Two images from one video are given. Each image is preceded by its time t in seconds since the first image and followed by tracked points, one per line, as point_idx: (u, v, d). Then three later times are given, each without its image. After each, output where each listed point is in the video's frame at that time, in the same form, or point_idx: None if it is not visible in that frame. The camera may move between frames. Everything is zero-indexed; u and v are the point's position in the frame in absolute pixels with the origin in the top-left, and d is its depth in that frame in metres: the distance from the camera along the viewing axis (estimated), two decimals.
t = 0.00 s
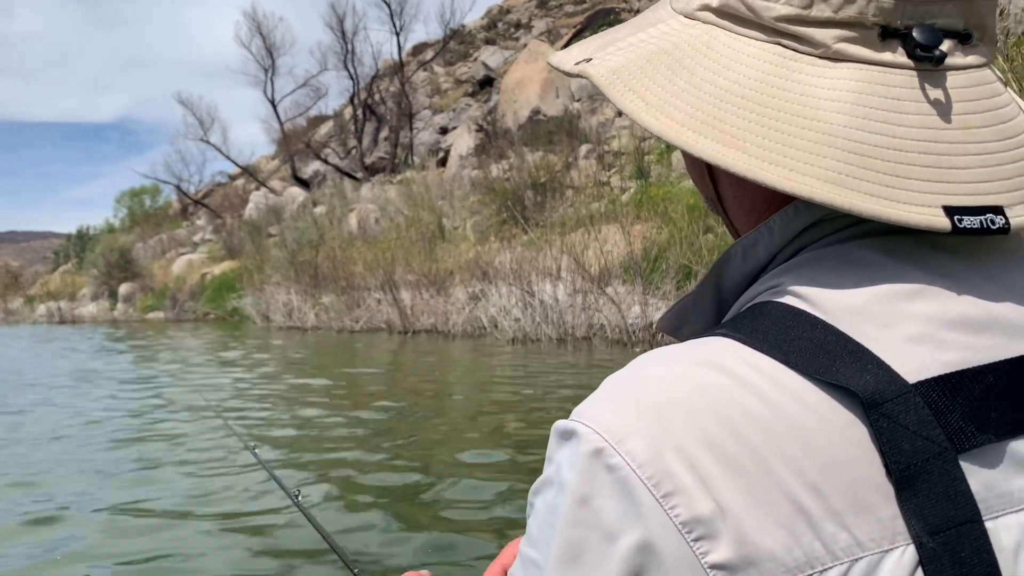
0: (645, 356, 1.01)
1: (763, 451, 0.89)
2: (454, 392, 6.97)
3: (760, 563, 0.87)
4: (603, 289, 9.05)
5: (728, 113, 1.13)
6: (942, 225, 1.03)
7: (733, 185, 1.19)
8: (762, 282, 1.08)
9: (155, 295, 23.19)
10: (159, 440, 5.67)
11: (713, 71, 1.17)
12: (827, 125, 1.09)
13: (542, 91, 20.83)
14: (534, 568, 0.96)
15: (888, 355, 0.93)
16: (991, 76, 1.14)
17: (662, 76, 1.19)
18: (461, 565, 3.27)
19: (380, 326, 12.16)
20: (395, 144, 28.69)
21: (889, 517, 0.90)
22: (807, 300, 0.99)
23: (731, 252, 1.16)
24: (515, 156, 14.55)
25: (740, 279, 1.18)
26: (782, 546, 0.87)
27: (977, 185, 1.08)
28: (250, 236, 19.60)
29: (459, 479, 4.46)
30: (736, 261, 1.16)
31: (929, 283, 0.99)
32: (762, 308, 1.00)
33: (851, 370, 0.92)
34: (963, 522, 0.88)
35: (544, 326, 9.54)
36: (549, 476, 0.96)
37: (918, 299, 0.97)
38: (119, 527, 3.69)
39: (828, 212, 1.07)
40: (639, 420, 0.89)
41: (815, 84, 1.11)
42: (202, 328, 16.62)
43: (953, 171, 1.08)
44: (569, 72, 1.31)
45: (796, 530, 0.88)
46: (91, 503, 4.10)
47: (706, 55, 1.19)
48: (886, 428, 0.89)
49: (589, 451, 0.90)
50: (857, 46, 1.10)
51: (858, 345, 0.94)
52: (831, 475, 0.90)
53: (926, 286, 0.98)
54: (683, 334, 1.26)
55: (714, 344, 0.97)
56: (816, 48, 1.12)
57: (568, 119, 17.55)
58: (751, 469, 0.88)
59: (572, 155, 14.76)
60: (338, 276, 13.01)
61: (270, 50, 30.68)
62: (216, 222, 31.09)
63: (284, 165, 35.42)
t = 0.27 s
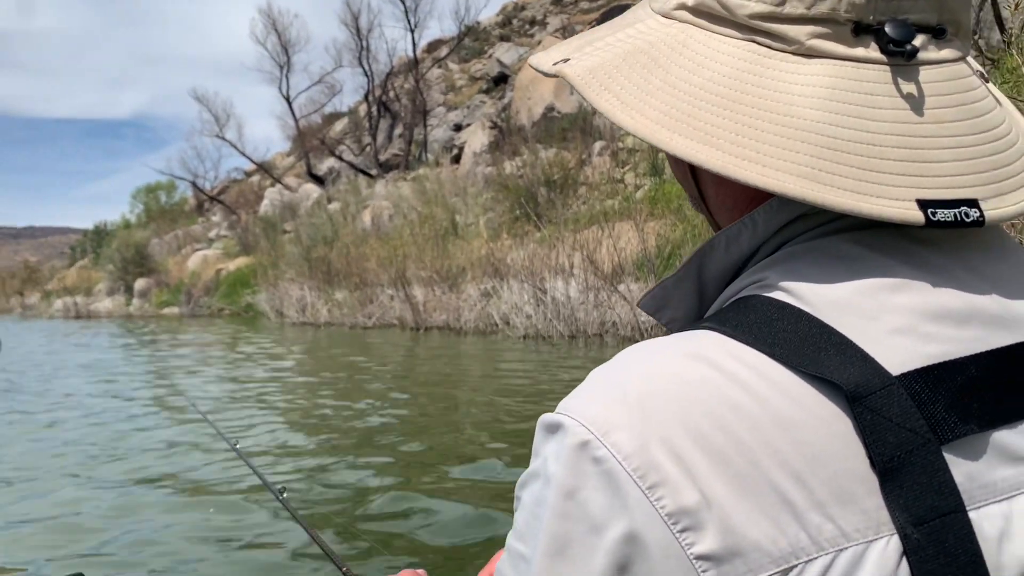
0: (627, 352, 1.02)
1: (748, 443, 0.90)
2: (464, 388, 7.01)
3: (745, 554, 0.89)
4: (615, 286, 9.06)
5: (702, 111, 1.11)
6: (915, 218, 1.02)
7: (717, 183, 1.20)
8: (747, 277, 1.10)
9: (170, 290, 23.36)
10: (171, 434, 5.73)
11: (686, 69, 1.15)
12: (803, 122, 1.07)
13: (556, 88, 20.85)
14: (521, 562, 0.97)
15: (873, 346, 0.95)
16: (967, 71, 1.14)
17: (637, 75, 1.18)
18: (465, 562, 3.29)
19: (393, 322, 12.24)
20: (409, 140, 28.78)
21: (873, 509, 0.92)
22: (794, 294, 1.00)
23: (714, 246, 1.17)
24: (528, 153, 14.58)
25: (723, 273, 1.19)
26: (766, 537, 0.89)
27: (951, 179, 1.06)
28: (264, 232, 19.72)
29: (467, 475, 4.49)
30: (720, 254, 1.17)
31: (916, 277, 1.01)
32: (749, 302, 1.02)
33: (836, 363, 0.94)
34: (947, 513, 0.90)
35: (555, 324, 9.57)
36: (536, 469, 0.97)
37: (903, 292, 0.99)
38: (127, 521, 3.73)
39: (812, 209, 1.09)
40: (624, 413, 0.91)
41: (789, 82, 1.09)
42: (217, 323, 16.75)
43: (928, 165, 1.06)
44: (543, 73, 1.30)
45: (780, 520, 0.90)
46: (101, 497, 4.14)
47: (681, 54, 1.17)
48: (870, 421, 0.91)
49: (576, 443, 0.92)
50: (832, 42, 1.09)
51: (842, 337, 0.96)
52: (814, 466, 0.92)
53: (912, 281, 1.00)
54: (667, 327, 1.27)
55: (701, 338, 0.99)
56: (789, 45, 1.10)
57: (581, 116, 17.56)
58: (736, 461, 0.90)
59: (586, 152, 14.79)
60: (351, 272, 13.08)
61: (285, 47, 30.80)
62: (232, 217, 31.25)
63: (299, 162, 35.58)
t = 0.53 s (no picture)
0: (617, 345, 1.03)
1: (741, 436, 0.91)
2: (480, 387, 7.04)
3: (738, 547, 0.90)
4: (632, 285, 9.04)
5: (674, 121, 1.12)
6: (878, 229, 1.02)
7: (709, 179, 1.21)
8: (742, 270, 1.10)
9: (189, 289, 23.53)
10: (189, 432, 5.79)
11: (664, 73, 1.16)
12: (769, 134, 1.07)
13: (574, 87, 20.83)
14: (515, 556, 0.98)
15: (868, 341, 0.96)
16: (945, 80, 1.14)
17: (615, 78, 1.18)
18: (473, 560, 3.30)
19: (409, 321, 12.30)
20: (427, 140, 28.84)
21: (865, 504, 0.93)
22: (788, 287, 1.01)
23: (710, 239, 1.17)
24: (545, 152, 14.59)
25: (718, 267, 1.19)
26: (759, 532, 0.90)
27: (915, 192, 1.06)
28: (283, 231, 19.82)
29: (482, 472, 4.51)
30: (713, 249, 1.17)
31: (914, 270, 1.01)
32: (744, 295, 1.03)
33: (829, 357, 0.95)
34: (942, 508, 0.91)
35: (571, 323, 9.58)
36: (530, 461, 0.98)
37: (902, 286, 1.00)
38: (141, 518, 3.77)
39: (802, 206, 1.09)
40: (615, 407, 0.92)
41: (761, 91, 1.10)
42: (236, 322, 16.87)
43: (893, 175, 1.06)
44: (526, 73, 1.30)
45: (773, 513, 0.91)
46: (114, 495, 4.18)
47: (661, 56, 1.17)
48: (863, 417, 0.92)
49: (570, 437, 0.93)
50: (805, 48, 1.09)
51: (836, 331, 0.97)
52: (806, 460, 0.92)
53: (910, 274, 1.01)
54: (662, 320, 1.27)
55: (694, 331, 1.00)
56: (763, 51, 1.10)
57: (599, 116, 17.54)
58: (727, 454, 0.91)
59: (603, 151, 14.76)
60: (368, 271, 13.15)
61: (304, 47, 30.93)
62: (251, 217, 31.40)
63: (317, 161, 35.74)
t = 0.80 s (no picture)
0: (611, 356, 1.04)
1: (734, 449, 0.92)
2: (496, 388, 7.05)
3: (731, 561, 0.91)
4: (649, 287, 9.01)
5: (672, 131, 1.12)
6: (891, 232, 1.03)
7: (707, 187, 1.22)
8: (738, 280, 1.11)
9: (209, 288, 23.69)
10: (207, 431, 5.84)
11: (662, 79, 1.16)
12: (772, 140, 1.08)
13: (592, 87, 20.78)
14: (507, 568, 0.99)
15: (864, 353, 0.97)
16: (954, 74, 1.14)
17: (614, 84, 1.18)
18: (480, 563, 3.29)
19: (426, 321, 12.35)
20: (445, 140, 28.87)
21: (859, 518, 0.94)
22: (785, 298, 1.02)
23: (705, 251, 1.18)
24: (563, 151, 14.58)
25: (714, 276, 1.20)
26: (753, 545, 0.91)
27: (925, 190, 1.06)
28: (302, 231, 19.91)
29: (496, 473, 4.53)
30: (710, 259, 1.18)
31: (910, 282, 1.02)
32: (739, 307, 1.03)
33: (824, 369, 0.96)
34: (938, 521, 0.93)
35: (587, 324, 9.57)
36: (523, 473, 0.99)
37: (899, 297, 1.00)
38: (154, 519, 3.80)
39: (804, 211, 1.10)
40: (610, 418, 0.93)
41: (763, 97, 1.10)
42: (255, 321, 16.98)
43: (905, 174, 1.06)
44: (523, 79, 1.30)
45: (766, 528, 0.92)
46: (129, 495, 4.22)
47: (660, 61, 1.18)
48: (860, 430, 0.93)
49: (563, 449, 0.93)
50: (808, 50, 1.09)
51: (833, 343, 0.97)
52: (799, 474, 0.93)
53: (907, 286, 1.02)
54: (658, 331, 1.28)
55: (689, 341, 1.00)
56: (766, 54, 1.11)
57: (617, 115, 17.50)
58: (722, 467, 0.92)
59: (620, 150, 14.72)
60: (386, 271, 13.20)
61: (323, 47, 31.03)
62: (270, 217, 31.55)
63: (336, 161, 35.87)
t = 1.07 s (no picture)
0: (610, 357, 1.05)
1: (733, 449, 0.93)
2: (511, 386, 7.07)
3: (731, 560, 0.92)
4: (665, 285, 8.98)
5: (676, 127, 1.13)
6: (897, 218, 1.03)
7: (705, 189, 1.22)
8: (737, 282, 1.12)
9: (227, 286, 23.83)
10: (223, 428, 5.89)
11: (663, 77, 1.17)
12: (774, 137, 1.08)
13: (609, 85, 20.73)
14: (508, 568, 1.00)
15: (862, 353, 0.98)
16: (950, 66, 1.15)
17: (616, 83, 1.19)
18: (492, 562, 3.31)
19: (441, 319, 12.40)
20: (461, 138, 28.89)
21: (858, 518, 0.95)
22: (781, 299, 1.03)
23: (704, 254, 1.18)
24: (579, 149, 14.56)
25: (713, 279, 1.21)
26: (752, 545, 0.92)
27: (926, 176, 1.07)
28: (319, 229, 19.99)
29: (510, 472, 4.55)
30: (710, 261, 1.19)
31: (908, 282, 1.03)
32: (736, 308, 1.04)
33: (822, 370, 0.97)
34: (936, 520, 0.93)
35: (603, 322, 9.58)
36: (523, 474, 1.00)
37: (897, 298, 1.01)
38: (165, 517, 3.83)
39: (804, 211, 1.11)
40: (610, 417, 0.94)
41: (764, 94, 1.11)
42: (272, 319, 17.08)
43: (905, 164, 1.07)
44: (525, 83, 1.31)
45: (766, 528, 0.93)
46: (142, 492, 4.25)
47: (660, 62, 1.19)
48: (858, 430, 0.94)
49: (563, 450, 0.95)
50: (809, 44, 1.10)
51: (830, 343, 0.98)
52: (798, 473, 0.94)
53: (906, 286, 1.02)
54: (658, 334, 1.29)
55: (687, 342, 1.01)
56: (767, 50, 1.12)
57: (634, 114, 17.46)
58: (722, 468, 0.93)
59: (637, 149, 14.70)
60: (402, 269, 13.24)
61: (340, 45, 31.11)
62: (288, 215, 31.69)
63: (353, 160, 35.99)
